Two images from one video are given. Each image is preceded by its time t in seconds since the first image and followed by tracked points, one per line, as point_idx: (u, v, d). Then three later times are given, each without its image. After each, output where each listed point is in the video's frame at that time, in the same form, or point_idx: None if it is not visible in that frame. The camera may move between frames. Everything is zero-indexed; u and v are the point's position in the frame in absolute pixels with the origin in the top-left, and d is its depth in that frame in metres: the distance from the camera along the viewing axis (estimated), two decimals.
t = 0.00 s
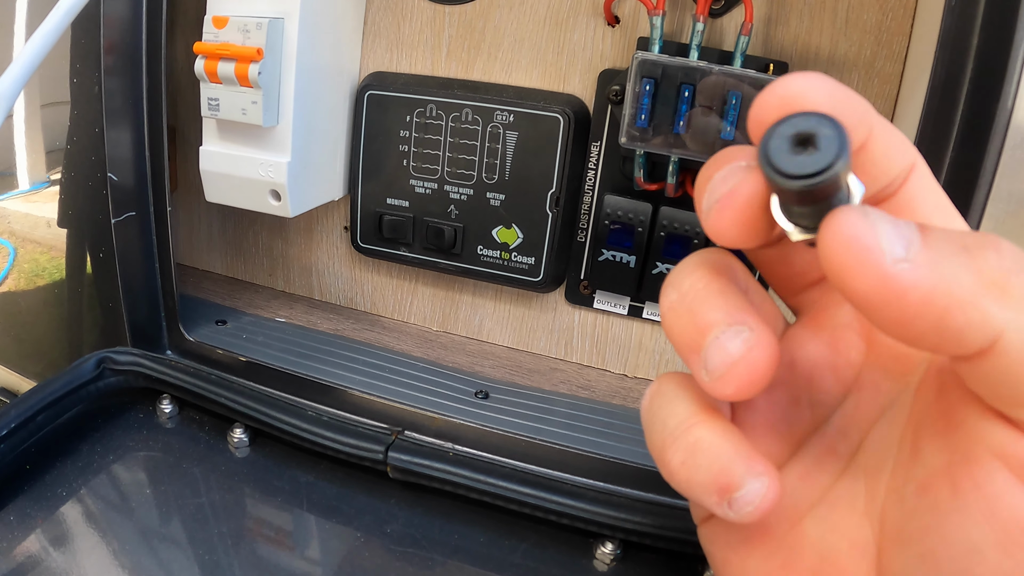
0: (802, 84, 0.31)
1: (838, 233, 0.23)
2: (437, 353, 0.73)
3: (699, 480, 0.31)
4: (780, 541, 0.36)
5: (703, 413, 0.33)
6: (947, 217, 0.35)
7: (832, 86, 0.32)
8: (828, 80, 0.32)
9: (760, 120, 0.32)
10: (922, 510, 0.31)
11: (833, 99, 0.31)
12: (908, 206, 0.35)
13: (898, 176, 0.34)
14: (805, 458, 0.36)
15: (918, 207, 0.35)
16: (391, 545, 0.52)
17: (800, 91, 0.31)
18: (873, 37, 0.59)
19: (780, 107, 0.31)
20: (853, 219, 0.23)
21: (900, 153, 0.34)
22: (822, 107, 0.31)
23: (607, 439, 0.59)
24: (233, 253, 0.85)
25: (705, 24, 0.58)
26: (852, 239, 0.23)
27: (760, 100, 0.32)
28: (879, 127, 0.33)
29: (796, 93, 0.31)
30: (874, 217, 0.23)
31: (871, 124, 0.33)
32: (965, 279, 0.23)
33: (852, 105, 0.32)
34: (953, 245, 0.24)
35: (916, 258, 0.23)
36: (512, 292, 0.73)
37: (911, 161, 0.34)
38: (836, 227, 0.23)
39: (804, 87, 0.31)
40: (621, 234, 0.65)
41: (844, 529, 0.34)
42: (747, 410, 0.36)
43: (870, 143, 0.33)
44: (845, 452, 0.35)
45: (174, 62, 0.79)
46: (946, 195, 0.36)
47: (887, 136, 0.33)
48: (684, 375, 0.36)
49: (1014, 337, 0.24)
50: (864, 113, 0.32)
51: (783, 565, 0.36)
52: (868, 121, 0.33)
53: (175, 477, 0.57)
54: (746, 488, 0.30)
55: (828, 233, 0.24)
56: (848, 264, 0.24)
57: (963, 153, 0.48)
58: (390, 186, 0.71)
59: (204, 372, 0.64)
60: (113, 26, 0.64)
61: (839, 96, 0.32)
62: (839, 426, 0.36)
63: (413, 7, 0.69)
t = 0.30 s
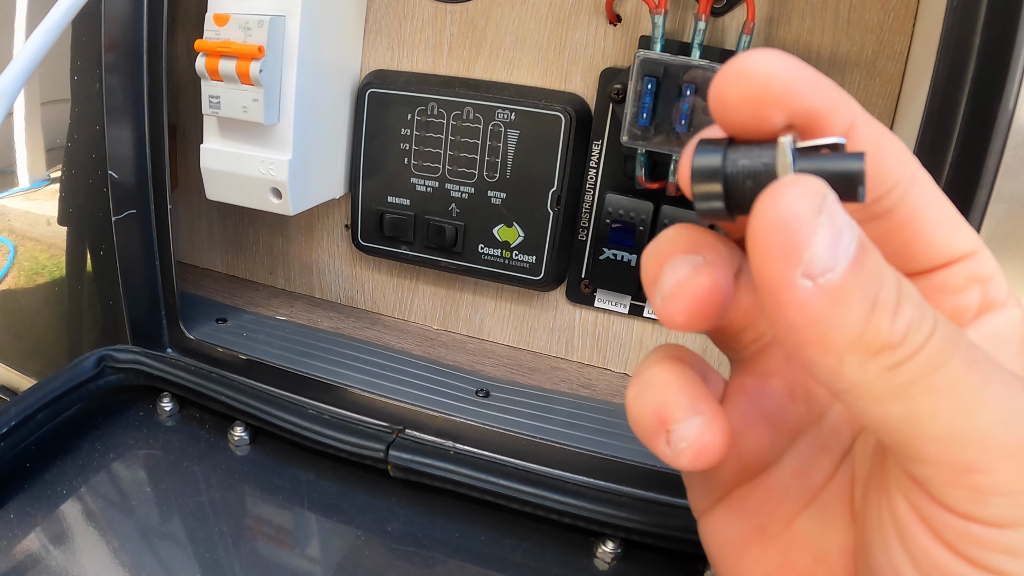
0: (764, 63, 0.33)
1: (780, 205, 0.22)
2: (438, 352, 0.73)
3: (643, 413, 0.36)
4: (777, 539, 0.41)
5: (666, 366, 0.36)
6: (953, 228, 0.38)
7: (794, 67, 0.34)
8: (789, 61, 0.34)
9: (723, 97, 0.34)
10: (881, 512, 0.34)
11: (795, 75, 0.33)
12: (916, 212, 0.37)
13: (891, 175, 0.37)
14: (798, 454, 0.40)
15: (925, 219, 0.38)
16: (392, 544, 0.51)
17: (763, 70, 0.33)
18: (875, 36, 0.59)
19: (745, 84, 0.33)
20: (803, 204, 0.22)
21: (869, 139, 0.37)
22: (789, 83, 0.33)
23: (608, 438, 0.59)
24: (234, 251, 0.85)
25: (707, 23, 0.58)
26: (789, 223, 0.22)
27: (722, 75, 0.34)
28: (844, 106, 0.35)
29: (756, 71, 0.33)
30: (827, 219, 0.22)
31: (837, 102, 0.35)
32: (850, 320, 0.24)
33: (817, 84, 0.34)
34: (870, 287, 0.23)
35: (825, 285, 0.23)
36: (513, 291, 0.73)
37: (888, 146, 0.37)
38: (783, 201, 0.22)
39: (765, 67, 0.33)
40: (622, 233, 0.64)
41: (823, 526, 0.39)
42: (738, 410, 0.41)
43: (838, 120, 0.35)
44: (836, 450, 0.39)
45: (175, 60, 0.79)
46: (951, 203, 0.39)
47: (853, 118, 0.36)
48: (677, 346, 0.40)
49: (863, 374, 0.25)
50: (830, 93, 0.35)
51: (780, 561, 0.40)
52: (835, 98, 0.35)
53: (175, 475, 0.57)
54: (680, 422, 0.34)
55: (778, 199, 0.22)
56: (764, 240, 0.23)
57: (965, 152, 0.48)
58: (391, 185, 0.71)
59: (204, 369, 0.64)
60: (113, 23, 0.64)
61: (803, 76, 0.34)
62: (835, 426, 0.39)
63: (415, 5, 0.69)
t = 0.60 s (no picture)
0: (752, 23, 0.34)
1: (781, 210, 0.22)
2: (439, 350, 0.73)
3: (625, 418, 0.36)
4: (772, 546, 0.42)
5: (650, 378, 0.37)
6: (954, 228, 0.38)
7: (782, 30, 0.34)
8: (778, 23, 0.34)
9: (705, 54, 0.35)
10: (871, 517, 0.35)
11: (781, 38, 0.34)
12: (915, 209, 0.38)
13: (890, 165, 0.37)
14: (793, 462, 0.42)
15: (924, 218, 0.38)
16: (392, 542, 0.52)
17: (748, 30, 0.34)
18: (876, 37, 0.60)
19: (728, 42, 0.34)
20: (805, 209, 0.22)
21: (860, 116, 0.37)
22: (773, 45, 0.34)
23: (609, 437, 0.59)
24: (235, 249, 0.85)
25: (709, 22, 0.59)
26: (789, 228, 0.22)
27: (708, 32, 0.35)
28: (831, 78, 0.36)
29: (742, 29, 0.34)
30: (828, 227, 0.22)
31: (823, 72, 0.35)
32: (840, 330, 0.24)
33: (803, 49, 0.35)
34: (863, 297, 0.23)
35: (820, 294, 0.23)
36: (514, 290, 0.73)
37: (880, 128, 0.37)
38: (786, 207, 0.22)
39: (752, 29, 0.34)
40: (623, 232, 0.65)
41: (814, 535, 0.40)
42: (735, 421, 0.43)
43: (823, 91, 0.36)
44: (829, 458, 0.40)
45: (177, 59, 0.79)
46: (954, 204, 0.39)
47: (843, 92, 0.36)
48: (675, 356, 0.40)
49: (846, 382, 0.26)
50: (815, 60, 0.35)
51: (775, 567, 0.42)
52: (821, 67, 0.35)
53: (176, 473, 0.57)
54: (648, 429, 0.35)
55: (780, 203, 0.23)
56: (763, 245, 0.23)
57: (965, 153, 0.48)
58: (392, 183, 0.71)
59: (206, 368, 0.64)
60: (116, 22, 0.64)
61: (789, 40, 0.34)
62: (828, 433, 0.41)
63: (416, 4, 0.69)
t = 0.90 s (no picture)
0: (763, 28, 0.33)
1: (757, 229, 0.23)
2: (440, 349, 0.73)
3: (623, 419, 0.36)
4: (772, 545, 0.42)
5: (651, 377, 0.37)
6: (964, 234, 0.38)
7: (797, 39, 0.33)
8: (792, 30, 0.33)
9: (711, 61, 0.34)
10: (872, 518, 0.35)
11: (791, 47, 0.33)
12: (924, 216, 0.37)
13: (900, 175, 0.36)
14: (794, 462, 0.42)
15: (932, 226, 0.37)
16: (393, 540, 0.52)
17: (758, 37, 0.33)
18: (876, 37, 0.60)
19: (736, 48, 0.33)
20: (781, 226, 0.22)
21: (872, 125, 0.36)
22: (783, 55, 0.33)
23: (610, 436, 0.59)
24: (236, 248, 0.85)
25: (710, 22, 0.59)
26: (765, 247, 0.23)
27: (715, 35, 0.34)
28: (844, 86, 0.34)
29: (749, 36, 0.33)
30: (804, 244, 0.23)
31: (837, 81, 0.34)
32: (823, 346, 0.24)
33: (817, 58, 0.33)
34: (844, 311, 0.24)
35: (800, 310, 0.23)
36: (515, 289, 0.73)
37: (894, 135, 0.36)
38: (761, 226, 0.22)
39: (761, 35, 0.33)
40: (624, 231, 0.65)
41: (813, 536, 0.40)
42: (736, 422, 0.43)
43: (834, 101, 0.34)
44: (830, 457, 0.41)
45: (178, 57, 0.79)
46: (965, 209, 0.38)
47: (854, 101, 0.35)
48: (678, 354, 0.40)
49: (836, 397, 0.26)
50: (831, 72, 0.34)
51: (774, 566, 0.42)
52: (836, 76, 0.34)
53: (177, 471, 0.57)
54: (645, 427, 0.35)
55: (755, 221, 0.23)
56: (742, 264, 0.23)
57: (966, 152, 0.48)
58: (394, 182, 0.71)
59: (207, 366, 0.65)
60: (117, 20, 0.64)
61: (801, 51, 0.33)
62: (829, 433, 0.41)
63: (417, 3, 0.69)
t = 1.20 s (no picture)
0: (748, 37, 0.32)
1: (731, 239, 0.23)
2: (441, 347, 0.73)
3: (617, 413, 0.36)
4: (769, 544, 0.42)
5: (647, 372, 0.37)
6: (961, 236, 0.38)
7: (784, 46, 0.32)
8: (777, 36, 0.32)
9: (702, 74, 0.33)
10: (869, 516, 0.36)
11: (782, 54, 0.32)
12: (919, 220, 0.37)
13: (894, 179, 0.37)
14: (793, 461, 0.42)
15: (926, 231, 0.37)
16: (394, 538, 0.52)
17: (746, 45, 0.32)
18: (877, 36, 0.60)
19: (725, 60, 0.33)
20: (754, 237, 0.23)
21: (867, 131, 0.36)
22: (772, 63, 0.33)
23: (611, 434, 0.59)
24: (237, 245, 0.85)
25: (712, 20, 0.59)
26: (739, 258, 0.23)
27: (702, 51, 0.33)
28: (837, 89, 0.34)
29: (737, 47, 0.32)
30: (778, 254, 0.23)
31: (830, 82, 0.34)
32: (802, 355, 0.24)
33: (806, 60, 0.33)
34: (821, 320, 0.24)
35: (777, 320, 0.24)
36: (516, 287, 0.74)
37: (889, 140, 0.37)
38: (736, 237, 0.23)
39: (751, 42, 0.32)
40: (625, 229, 0.65)
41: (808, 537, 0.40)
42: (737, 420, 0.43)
43: (827, 107, 0.35)
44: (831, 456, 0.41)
45: (179, 55, 0.79)
46: (962, 211, 0.38)
47: (847, 104, 0.35)
48: (673, 350, 0.41)
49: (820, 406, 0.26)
50: (818, 72, 0.34)
51: (771, 566, 0.41)
52: (827, 79, 0.34)
53: (178, 469, 0.57)
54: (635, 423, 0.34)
55: (729, 232, 0.23)
56: (718, 276, 0.24)
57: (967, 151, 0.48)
58: (395, 180, 0.71)
59: (208, 363, 0.65)
60: (119, 18, 0.64)
61: (790, 57, 0.33)
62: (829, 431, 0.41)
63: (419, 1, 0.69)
